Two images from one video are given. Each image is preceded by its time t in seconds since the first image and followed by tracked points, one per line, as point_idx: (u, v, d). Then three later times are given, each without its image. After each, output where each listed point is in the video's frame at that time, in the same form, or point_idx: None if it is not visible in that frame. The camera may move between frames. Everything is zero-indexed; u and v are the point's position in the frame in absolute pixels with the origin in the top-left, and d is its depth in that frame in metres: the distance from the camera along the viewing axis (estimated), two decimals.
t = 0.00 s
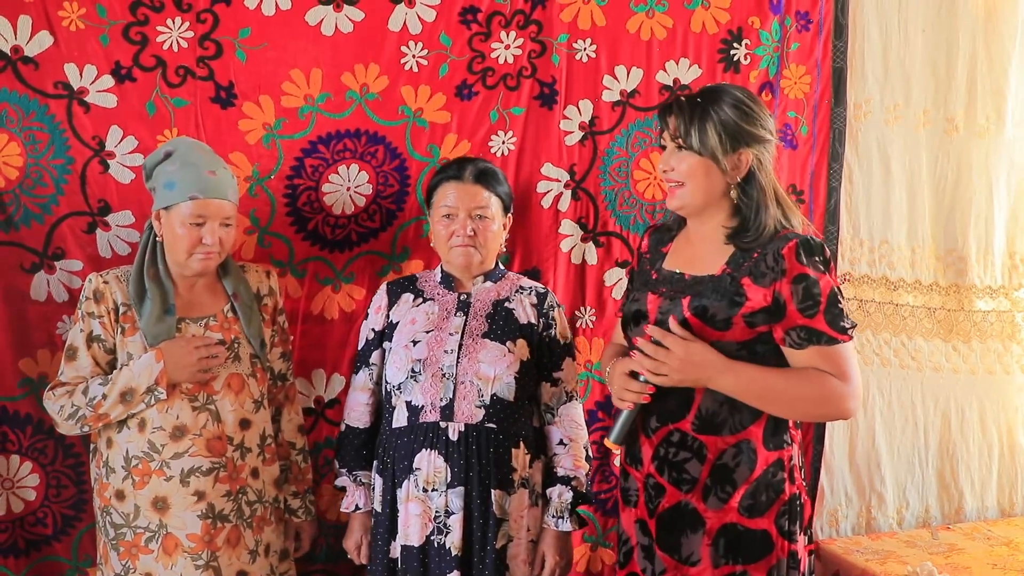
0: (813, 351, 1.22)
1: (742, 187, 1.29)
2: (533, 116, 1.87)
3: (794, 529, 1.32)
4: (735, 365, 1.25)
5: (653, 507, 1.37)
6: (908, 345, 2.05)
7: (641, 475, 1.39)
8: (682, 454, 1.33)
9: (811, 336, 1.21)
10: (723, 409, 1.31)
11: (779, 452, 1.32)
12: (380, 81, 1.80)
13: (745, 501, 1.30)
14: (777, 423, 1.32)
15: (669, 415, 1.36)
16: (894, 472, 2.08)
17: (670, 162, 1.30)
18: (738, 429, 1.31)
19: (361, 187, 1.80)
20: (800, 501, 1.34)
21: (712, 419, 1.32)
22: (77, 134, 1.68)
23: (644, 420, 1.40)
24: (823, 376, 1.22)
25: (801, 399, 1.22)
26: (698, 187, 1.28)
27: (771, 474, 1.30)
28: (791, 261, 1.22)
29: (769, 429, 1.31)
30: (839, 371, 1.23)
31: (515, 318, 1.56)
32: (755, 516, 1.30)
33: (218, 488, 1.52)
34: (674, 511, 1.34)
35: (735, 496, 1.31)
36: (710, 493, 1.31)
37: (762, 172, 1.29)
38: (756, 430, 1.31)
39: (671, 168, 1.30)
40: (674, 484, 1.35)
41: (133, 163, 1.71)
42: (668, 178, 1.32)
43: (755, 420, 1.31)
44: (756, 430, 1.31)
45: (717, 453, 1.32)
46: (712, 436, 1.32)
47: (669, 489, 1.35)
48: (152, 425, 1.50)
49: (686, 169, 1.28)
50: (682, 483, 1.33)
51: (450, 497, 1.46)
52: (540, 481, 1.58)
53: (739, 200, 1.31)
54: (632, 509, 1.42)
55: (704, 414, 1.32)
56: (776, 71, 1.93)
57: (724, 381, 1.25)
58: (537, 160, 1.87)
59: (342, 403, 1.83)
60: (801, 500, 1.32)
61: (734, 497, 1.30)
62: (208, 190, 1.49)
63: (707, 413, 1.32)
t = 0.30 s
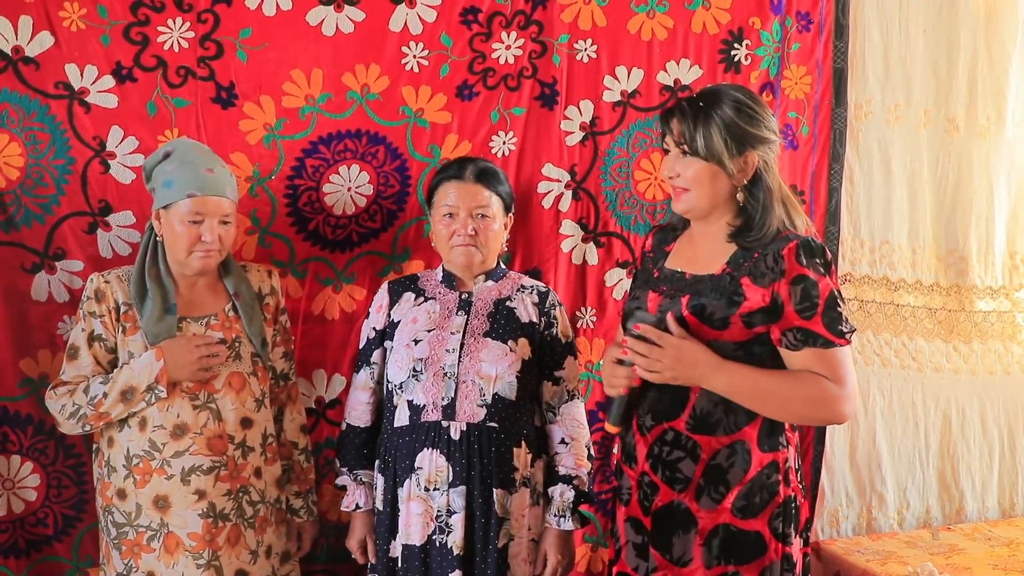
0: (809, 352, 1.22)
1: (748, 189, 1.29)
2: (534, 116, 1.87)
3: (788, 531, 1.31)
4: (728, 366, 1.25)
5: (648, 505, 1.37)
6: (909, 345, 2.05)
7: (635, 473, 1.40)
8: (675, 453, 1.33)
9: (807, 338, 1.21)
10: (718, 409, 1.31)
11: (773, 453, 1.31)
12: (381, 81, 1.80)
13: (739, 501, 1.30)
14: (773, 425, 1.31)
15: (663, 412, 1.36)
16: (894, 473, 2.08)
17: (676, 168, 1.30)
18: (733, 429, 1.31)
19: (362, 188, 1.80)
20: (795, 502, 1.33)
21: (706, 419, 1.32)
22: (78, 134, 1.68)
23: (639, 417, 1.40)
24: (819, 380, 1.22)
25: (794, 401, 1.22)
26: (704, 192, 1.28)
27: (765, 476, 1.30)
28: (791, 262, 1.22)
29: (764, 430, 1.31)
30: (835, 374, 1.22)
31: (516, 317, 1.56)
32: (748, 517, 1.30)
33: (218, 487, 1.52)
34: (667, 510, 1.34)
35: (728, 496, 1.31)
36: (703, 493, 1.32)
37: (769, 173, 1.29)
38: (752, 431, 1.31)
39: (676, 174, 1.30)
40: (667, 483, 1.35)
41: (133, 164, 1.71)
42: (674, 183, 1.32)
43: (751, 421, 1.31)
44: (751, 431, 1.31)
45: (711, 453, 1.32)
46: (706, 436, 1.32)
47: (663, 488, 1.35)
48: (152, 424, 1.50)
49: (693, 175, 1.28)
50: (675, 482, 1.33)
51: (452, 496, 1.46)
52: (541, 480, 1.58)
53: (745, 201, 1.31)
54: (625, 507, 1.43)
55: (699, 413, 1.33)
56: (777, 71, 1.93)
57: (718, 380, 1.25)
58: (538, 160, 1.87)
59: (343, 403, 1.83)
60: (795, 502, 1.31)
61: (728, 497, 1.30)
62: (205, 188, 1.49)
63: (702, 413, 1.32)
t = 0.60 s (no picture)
0: (803, 354, 1.20)
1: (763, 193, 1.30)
2: (536, 116, 1.87)
3: (787, 533, 1.30)
4: (709, 370, 1.26)
5: (648, 503, 1.38)
6: (909, 346, 2.05)
7: (637, 471, 1.41)
8: (678, 451, 1.34)
9: (802, 338, 1.19)
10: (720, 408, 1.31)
11: (775, 455, 1.31)
12: (382, 81, 1.80)
13: (740, 501, 1.30)
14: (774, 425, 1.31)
15: (665, 412, 1.36)
16: (895, 474, 2.08)
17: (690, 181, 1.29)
18: (734, 429, 1.31)
19: (364, 187, 1.80)
20: (796, 504, 1.33)
21: (708, 419, 1.32)
22: (79, 134, 1.68)
23: (642, 416, 1.41)
24: (809, 386, 1.20)
25: (785, 400, 1.20)
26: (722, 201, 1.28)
27: (766, 477, 1.30)
28: (798, 264, 1.23)
29: (766, 431, 1.31)
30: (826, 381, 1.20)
31: (519, 316, 1.56)
32: (749, 517, 1.30)
33: (219, 486, 1.52)
34: (667, 508, 1.35)
35: (729, 496, 1.31)
36: (704, 492, 1.32)
37: (780, 172, 1.30)
38: (753, 432, 1.30)
39: (694, 195, 1.30)
40: (668, 481, 1.35)
41: (135, 163, 1.71)
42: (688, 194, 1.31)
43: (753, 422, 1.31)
44: (753, 431, 1.30)
45: (712, 452, 1.32)
46: (708, 435, 1.32)
47: (664, 486, 1.35)
48: (154, 421, 1.50)
49: (711, 189, 1.27)
50: (676, 480, 1.34)
51: (455, 496, 1.46)
52: (543, 480, 1.58)
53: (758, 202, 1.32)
54: (626, 504, 1.43)
55: (701, 412, 1.33)
56: (779, 72, 1.93)
57: (700, 388, 1.26)
58: (539, 160, 1.87)
59: (345, 403, 1.83)
60: (795, 503, 1.30)
61: (728, 497, 1.30)
62: (205, 186, 1.49)
63: (704, 413, 1.32)
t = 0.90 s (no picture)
0: (804, 356, 1.21)
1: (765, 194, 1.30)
2: (536, 116, 1.87)
3: (786, 533, 1.30)
4: (709, 371, 1.26)
5: (648, 502, 1.38)
6: (909, 346, 2.05)
7: (636, 470, 1.41)
8: (677, 450, 1.34)
9: (800, 340, 1.20)
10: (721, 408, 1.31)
11: (775, 455, 1.31)
12: (382, 81, 1.80)
13: (739, 501, 1.30)
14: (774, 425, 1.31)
15: (665, 412, 1.37)
16: (895, 474, 2.08)
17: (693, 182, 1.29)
18: (734, 429, 1.31)
19: (364, 187, 1.80)
20: (796, 503, 1.33)
21: (707, 419, 1.32)
22: (80, 134, 1.68)
23: (642, 415, 1.41)
24: (808, 389, 1.21)
25: (790, 403, 1.20)
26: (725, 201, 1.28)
27: (765, 476, 1.30)
28: (799, 266, 1.23)
29: (766, 431, 1.31)
30: (825, 383, 1.21)
31: (519, 317, 1.56)
32: (748, 517, 1.30)
33: (215, 487, 1.51)
34: (666, 507, 1.35)
35: (728, 495, 1.31)
36: (703, 492, 1.32)
37: (783, 173, 1.30)
38: (752, 432, 1.30)
39: (697, 197, 1.30)
40: (667, 480, 1.35)
41: (135, 163, 1.71)
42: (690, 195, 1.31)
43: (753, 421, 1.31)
44: (752, 431, 1.30)
45: (712, 452, 1.32)
46: (708, 435, 1.32)
47: (663, 485, 1.35)
48: (152, 420, 1.50)
49: (715, 192, 1.28)
50: (675, 480, 1.34)
51: (455, 497, 1.46)
52: (543, 481, 1.58)
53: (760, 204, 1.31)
54: (627, 503, 1.44)
55: (701, 412, 1.33)
56: (779, 72, 1.93)
57: (701, 388, 1.26)
58: (539, 160, 1.87)
59: (345, 403, 1.83)
60: (794, 503, 1.30)
61: (727, 497, 1.30)
62: (188, 181, 1.48)
63: (703, 413, 1.33)
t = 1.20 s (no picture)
0: (804, 358, 1.22)
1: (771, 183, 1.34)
2: (536, 116, 1.87)
3: (788, 532, 1.31)
4: (716, 380, 1.27)
5: (648, 506, 1.38)
6: (909, 346, 2.05)
7: (636, 474, 1.41)
8: (676, 454, 1.35)
9: (802, 343, 1.21)
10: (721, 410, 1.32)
11: (774, 455, 1.31)
12: (382, 81, 1.80)
13: (739, 502, 1.30)
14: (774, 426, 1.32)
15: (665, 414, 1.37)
16: (895, 474, 2.08)
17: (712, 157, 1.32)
18: (734, 431, 1.32)
19: (364, 188, 1.81)
20: (797, 504, 1.33)
21: (707, 421, 1.33)
22: (80, 134, 1.68)
23: (641, 419, 1.41)
24: (811, 388, 1.22)
25: (795, 403, 1.22)
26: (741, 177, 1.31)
27: (766, 477, 1.30)
28: (789, 267, 1.23)
29: (766, 432, 1.31)
30: (828, 382, 1.22)
31: (517, 317, 1.56)
32: (749, 518, 1.30)
33: (213, 490, 1.50)
34: (668, 510, 1.35)
35: (729, 497, 1.31)
36: (704, 494, 1.32)
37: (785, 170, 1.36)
38: (752, 433, 1.31)
39: (718, 167, 1.32)
40: (668, 484, 1.35)
41: (135, 163, 1.71)
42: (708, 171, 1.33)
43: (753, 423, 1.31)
44: (752, 432, 1.31)
45: (712, 454, 1.32)
46: (707, 437, 1.32)
47: (664, 489, 1.35)
48: (152, 421, 1.51)
49: (736, 168, 1.31)
50: (675, 483, 1.34)
51: (454, 496, 1.45)
52: (541, 481, 1.57)
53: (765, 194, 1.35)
54: (626, 507, 1.43)
55: (700, 415, 1.34)
56: (779, 72, 1.93)
57: (707, 396, 1.27)
58: (539, 160, 1.87)
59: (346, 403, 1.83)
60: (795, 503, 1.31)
61: (728, 498, 1.30)
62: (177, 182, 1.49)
63: (703, 415, 1.33)
